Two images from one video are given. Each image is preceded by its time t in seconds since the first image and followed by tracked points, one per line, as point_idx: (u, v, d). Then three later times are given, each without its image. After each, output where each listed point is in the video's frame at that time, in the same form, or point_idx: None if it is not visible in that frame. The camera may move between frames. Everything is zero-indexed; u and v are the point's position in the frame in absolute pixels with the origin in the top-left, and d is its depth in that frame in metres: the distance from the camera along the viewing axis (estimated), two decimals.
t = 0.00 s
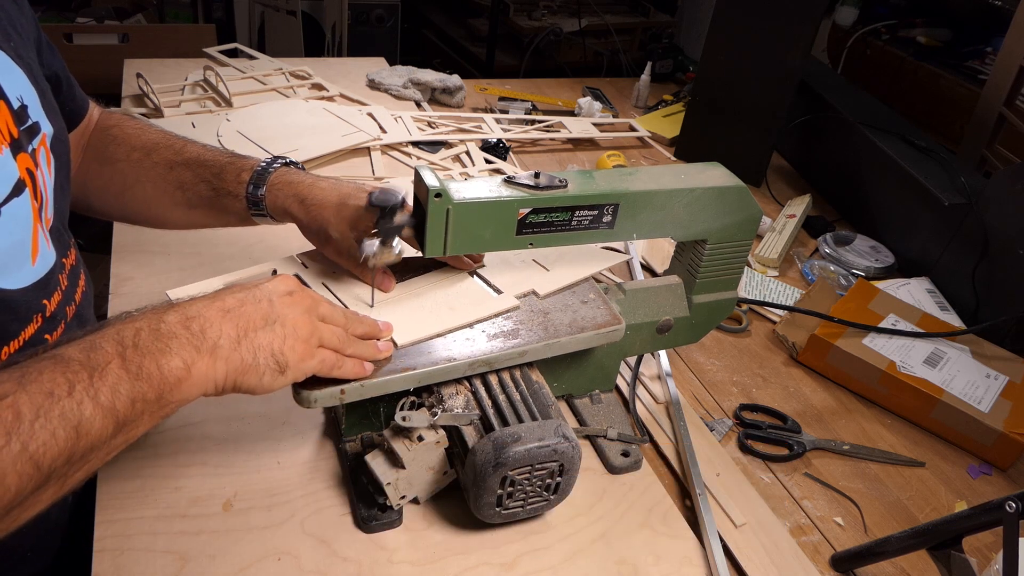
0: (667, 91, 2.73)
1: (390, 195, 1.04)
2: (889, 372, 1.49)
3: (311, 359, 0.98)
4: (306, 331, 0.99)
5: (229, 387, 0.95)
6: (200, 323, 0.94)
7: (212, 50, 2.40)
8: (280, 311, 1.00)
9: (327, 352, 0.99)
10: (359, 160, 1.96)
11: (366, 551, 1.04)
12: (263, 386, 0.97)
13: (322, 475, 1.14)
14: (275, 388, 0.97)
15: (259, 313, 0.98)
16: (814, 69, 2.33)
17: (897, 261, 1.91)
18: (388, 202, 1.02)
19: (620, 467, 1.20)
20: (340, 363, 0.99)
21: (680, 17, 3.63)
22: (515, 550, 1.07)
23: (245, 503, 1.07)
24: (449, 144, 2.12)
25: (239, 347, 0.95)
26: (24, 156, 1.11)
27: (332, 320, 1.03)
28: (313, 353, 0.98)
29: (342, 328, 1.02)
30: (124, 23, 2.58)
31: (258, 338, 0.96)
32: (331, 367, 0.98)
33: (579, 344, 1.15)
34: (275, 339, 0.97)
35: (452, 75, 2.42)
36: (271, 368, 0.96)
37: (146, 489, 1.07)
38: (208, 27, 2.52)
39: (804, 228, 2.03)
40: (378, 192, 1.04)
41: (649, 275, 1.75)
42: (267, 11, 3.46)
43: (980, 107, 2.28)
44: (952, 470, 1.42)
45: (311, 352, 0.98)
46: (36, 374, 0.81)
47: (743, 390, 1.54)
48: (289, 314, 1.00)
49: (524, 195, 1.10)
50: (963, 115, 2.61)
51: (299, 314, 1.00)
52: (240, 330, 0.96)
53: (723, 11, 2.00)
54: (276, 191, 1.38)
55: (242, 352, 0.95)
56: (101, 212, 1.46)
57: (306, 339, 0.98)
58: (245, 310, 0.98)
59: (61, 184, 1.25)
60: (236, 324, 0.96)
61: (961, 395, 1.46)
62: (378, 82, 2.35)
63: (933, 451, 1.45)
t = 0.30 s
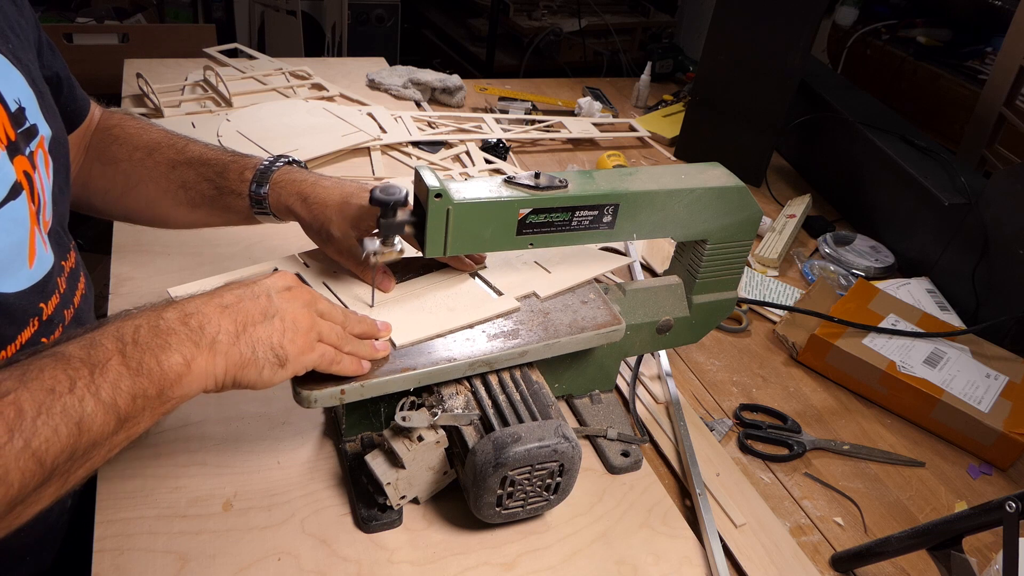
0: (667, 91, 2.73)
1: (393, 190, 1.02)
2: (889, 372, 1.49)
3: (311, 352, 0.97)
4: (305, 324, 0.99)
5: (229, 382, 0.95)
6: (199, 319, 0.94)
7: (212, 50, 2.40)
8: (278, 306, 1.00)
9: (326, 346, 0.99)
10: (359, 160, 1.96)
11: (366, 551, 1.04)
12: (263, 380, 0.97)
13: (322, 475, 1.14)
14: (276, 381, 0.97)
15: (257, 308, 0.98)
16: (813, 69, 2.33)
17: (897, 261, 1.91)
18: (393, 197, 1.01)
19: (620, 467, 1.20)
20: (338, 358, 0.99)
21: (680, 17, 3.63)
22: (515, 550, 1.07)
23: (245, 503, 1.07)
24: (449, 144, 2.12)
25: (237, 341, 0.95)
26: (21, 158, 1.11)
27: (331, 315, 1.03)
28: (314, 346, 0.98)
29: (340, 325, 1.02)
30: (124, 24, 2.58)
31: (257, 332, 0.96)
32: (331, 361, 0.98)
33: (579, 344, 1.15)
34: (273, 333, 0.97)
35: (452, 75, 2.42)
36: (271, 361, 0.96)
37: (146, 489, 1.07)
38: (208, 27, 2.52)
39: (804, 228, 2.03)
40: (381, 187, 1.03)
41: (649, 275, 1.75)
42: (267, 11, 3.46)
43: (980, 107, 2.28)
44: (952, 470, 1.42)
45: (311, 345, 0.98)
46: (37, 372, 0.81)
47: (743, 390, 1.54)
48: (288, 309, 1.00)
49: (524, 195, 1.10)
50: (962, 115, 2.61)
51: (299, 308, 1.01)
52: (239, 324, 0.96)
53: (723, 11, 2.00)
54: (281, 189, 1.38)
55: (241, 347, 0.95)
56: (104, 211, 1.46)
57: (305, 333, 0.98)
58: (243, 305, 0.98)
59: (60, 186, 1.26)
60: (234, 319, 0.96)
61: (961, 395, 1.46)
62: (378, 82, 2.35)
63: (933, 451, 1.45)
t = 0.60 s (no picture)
0: (667, 91, 2.73)
1: (390, 195, 1.05)
2: (889, 372, 1.49)
3: (297, 338, 0.98)
4: (291, 312, 1.00)
5: (216, 373, 0.96)
6: (183, 311, 0.94)
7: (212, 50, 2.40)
8: (262, 295, 1.00)
9: (312, 335, 0.99)
10: (359, 160, 1.96)
11: (366, 551, 1.04)
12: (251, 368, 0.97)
13: (322, 475, 1.14)
14: (264, 369, 0.98)
15: (240, 298, 0.99)
16: (813, 69, 2.33)
17: (897, 261, 1.91)
18: (390, 203, 1.03)
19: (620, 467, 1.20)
20: (325, 348, 0.99)
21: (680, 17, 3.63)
22: (515, 550, 1.07)
23: (244, 503, 1.07)
24: (449, 144, 2.12)
25: (223, 331, 0.95)
26: (19, 157, 1.11)
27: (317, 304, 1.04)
28: (302, 331, 0.99)
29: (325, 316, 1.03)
30: (124, 24, 2.58)
31: (243, 321, 0.97)
32: (318, 349, 0.99)
33: (579, 344, 1.15)
34: (259, 322, 0.97)
35: (452, 75, 2.42)
36: (257, 348, 0.97)
37: (145, 489, 1.07)
38: (208, 27, 2.52)
39: (804, 228, 2.03)
40: (377, 192, 1.05)
41: (649, 275, 1.75)
42: (267, 11, 3.46)
43: (980, 107, 2.28)
44: (952, 470, 1.42)
45: (298, 331, 0.99)
46: (27, 366, 0.81)
47: (743, 390, 1.54)
48: (272, 298, 1.00)
49: (524, 195, 1.10)
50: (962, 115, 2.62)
51: (286, 297, 1.01)
52: (223, 314, 0.96)
53: (723, 11, 2.00)
54: (294, 184, 1.38)
55: (226, 337, 0.95)
56: (117, 213, 1.46)
57: (289, 319, 0.99)
58: (227, 296, 0.98)
59: (59, 186, 1.26)
60: (218, 310, 0.96)
61: (961, 395, 1.46)
62: (378, 82, 2.35)
63: (933, 451, 1.45)
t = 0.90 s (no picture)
0: (667, 91, 2.73)
1: (390, 196, 1.11)
2: (889, 372, 1.49)
3: (290, 334, 0.98)
4: (284, 308, 1.00)
5: (208, 369, 0.96)
6: (174, 308, 0.94)
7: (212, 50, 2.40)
8: (254, 290, 1.00)
9: (304, 331, 0.99)
10: (359, 160, 1.96)
11: (366, 551, 1.04)
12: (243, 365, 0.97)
13: (322, 475, 1.14)
14: (257, 364, 0.98)
15: (231, 293, 0.98)
16: (813, 69, 2.33)
17: (897, 261, 1.91)
18: (390, 203, 1.09)
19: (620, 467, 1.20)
20: (316, 346, 0.99)
21: (680, 17, 3.63)
22: (515, 550, 1.07)
23: (244, 504, 1.07)
24: (449, 144, 2.12)
25: (214, 327, 0.95)
26: (14, 153, 1.10)
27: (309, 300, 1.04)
28: (295, 326, 0.99)
29: (316, 313, 1.03)
30: (124, 24, 2.58)
31: (234, 317, 0.96)
32: (309, 346, 0.98)
33: (579, 344, 1.15)
34: (250, 317, 0.97)
35: (452, 75, 2.42)
36: (248, 344, 0.97)
37: (144, 489, 1.07)
38: (208, 27, 2.52)
39: (804, 228, 2.03)
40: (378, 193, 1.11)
41: (649, 275, 1.75)
42: (267, 11, 3.46)
43: (980, 107, 2.28)
44: (952, 470, 1.42)
45: (291, 327, 0.99)
46: (16, 363, 0.81)
47: (743, 390, 1.54)
48: (263, 293, 1.00)
49: (524, 195, 1.10)
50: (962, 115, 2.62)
51: (278, 292, 1.01)
52: (214, 310, 0.96)
53: (723, 11, 2.00)
54: (293, 183, 1.38)
55: (217, 333, 0.95)
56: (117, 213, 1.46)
57: (281, 315, 0.99)
58: (218, 291, 0.98)
59: (58, 184, 1.26)
60: (209, 306, 0.96)
61: (961, 395, 1.46)
62: (379, 82, 2.35)
63: (933, 451, 1.45)
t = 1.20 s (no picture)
0: (668, 91, 2.73)
1: (393, 190, 1.03)
2: (889, 372, 1.49)
3: (279, 337, 0.97)
4: (273, 311, 0.99)
5: (194, 374, 0.95)
6: (159, 310, 0.93)
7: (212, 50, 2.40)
8: (241, 292, 0.99)
9: (293, 335, 0.98)
10: (359, 160, 1.96)
11: (366, 551, 1.04)
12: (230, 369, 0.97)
13: (322, 476, 1.14)
14: (245, 368, 0.97)
15: (219, 296, 0.98)
16: (813, 69, 2.33)
17: (897, 261, 1.91)
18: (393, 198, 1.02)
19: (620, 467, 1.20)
20: (304, 351, 0.98)
21: (680, 17, 3.63)
22: (515, 550, 1.07)
23: (243, 504, 1.07)
24: (449, 144, 2.12)
25: (200, 330, 0.94)
26: (7, 142, 1.11)
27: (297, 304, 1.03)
28: (284, 330, 0.98)
29: (304, 318, 1.02)
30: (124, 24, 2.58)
31: (219, 320, 0.96)
32: (297, 348, 0.98)
33: (579, 344, 1.15)
34: (237, 320, 0.97)
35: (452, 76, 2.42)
36: (237, 347, 0.96)
37: (144, 489, 1.07)
38: (208, 28, 2.52)
39: (804, 228, 2.03)
40: (381, 186, 1.04)
41: (649, 275, 1.75)
42: (267, 11, 3.46)
43: (980, 107, 2.28)
44: (952, 470, 1.42)
45: (280, 330, 0.98)
46: None
47: (743, 390, 1.54)
48: (251, 295, 0.99)
49: (524, 195, 1.10)
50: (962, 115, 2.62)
51: (266, 294, 1.00)
52: (201, 313, 0.95)
53: (723, 11, 2.00)
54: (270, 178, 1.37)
55: (205, 336, 0.94)
56: (93, 217, 1.46)
57: (272, 317, 0.99)
58: (205, 294, 0.97)
59: (53, 176, 1.26)
60: (196, 308, 0.95)
61: (961, 395, 1.46)
62: (378, 82, 2.35)
63: (933, 451, 1.45)
